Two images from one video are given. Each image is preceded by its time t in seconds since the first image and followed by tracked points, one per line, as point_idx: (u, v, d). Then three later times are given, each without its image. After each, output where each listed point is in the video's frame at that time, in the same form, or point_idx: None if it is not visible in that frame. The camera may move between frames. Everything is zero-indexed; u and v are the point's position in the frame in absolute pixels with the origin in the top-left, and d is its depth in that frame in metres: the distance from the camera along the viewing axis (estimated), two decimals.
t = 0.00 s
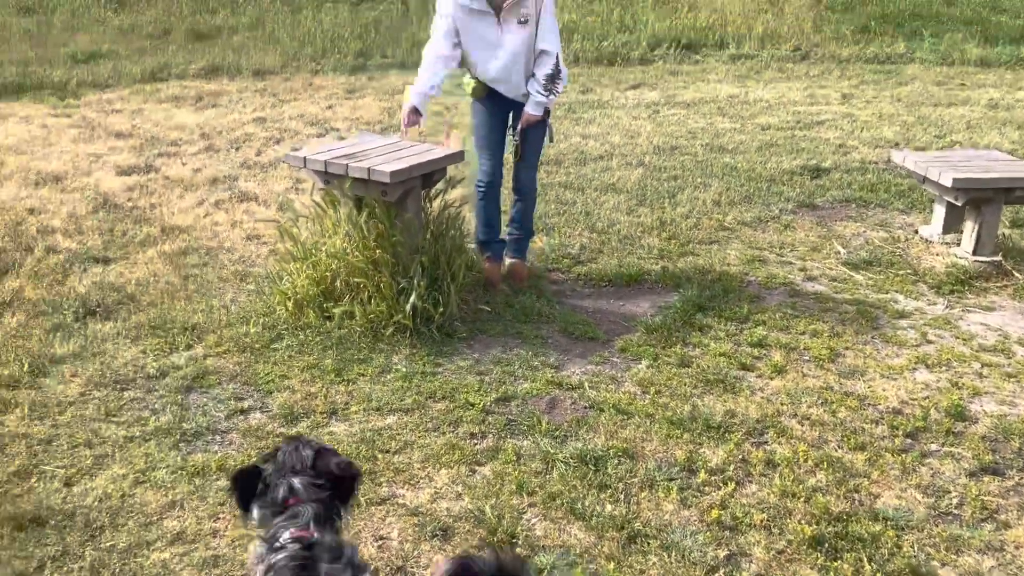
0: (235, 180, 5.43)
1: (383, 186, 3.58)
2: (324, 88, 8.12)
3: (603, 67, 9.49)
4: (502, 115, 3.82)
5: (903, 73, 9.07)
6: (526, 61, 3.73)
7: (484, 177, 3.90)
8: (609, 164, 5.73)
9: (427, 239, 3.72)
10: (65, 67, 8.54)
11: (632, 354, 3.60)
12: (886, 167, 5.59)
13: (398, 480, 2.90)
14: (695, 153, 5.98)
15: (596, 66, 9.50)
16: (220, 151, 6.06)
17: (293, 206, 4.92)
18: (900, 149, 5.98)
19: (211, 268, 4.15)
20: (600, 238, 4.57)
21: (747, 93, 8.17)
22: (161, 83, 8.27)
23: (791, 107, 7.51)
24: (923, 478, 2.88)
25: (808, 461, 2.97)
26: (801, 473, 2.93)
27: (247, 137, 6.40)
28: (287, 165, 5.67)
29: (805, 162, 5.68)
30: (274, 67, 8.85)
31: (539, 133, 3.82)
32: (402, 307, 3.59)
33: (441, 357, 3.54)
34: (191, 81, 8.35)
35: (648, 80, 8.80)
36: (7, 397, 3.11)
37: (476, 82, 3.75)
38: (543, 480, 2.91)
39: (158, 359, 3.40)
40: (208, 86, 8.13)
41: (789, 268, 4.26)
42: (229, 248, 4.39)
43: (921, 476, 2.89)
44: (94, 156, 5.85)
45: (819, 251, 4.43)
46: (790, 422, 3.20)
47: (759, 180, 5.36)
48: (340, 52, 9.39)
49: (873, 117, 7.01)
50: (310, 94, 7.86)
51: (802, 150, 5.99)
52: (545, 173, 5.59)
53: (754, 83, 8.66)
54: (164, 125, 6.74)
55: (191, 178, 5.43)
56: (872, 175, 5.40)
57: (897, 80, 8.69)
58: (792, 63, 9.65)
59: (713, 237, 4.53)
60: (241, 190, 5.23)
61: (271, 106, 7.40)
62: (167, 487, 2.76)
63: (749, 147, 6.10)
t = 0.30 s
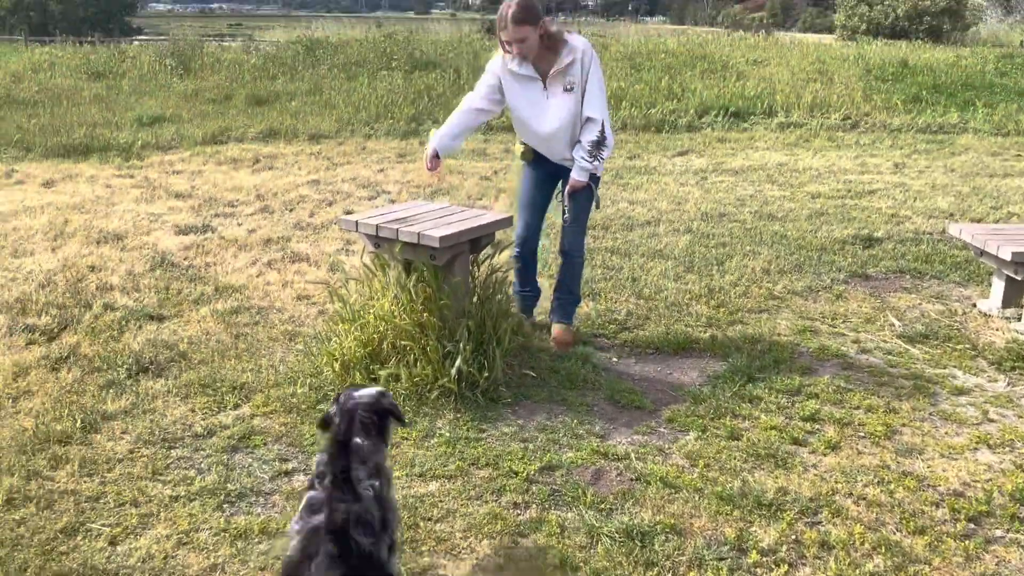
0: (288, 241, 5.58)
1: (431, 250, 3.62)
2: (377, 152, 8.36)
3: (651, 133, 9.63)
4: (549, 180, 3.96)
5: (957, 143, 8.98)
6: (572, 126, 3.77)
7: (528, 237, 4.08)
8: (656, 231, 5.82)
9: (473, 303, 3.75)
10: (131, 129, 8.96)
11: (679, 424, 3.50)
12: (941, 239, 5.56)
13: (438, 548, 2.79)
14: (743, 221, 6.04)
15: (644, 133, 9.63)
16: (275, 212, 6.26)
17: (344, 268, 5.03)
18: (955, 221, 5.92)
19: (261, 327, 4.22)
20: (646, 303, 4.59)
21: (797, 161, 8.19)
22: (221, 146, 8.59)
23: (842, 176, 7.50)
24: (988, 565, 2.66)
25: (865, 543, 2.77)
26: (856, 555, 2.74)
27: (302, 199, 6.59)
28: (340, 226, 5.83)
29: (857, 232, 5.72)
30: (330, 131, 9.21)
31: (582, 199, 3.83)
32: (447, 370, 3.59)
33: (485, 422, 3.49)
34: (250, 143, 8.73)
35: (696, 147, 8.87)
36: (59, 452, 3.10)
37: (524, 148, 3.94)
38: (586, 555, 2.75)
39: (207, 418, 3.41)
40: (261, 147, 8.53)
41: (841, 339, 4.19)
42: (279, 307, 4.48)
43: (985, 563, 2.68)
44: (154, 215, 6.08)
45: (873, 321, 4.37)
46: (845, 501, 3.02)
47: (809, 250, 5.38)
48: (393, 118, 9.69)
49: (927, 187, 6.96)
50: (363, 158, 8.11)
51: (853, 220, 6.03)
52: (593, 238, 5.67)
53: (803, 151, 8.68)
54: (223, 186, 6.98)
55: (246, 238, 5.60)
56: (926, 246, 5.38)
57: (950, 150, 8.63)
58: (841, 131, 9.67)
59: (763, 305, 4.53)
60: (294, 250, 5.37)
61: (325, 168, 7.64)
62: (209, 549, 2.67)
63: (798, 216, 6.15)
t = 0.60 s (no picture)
0: (315, 283, 5.63)
1: (457, 293, 3.59)
2: (405, 196, 8.45)
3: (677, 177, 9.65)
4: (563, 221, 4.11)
5: (989, 189, 8.87)
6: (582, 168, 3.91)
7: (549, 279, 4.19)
8: (683, 275, 5.84)
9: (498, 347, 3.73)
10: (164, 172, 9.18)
11: (708, 474, 3.37)
12: (976, 286, 5.49)
13: None
14: (772, 266, 6.03)
15: (671, 178, 9.63)
16: (303, 254, 6.33)
17: (370, 311, 5.05)
18: (990, 268, 5.84)
19: (287, 370, 4.23)
20: (673, 349, 4.56)
21: (826, 206, 8.15)
22: (251, 188, 8.74)
23: (873, 222, 7.45)
24: None
25: None
26: None
27: (329, 241, 6.66)
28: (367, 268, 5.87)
29: (889, 278, 5.68)
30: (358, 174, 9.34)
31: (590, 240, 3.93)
32: (471, 416, 3.56)
33: (509, 469, 3.40)
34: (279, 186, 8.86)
35: (724, 192, 8.85)
36: (82, 494, 3.06)
37: (538, 189, 4.11)
38: None
39: (230, 460, 3.37)
40: (290, 190, 8.65)
41: (874, 388, 4.11)
42: (305, 349, 4.50)
43: None
44: (184, 256, 6.17)
45: (906, 370, 4.29)
46: (881, 557, 2.83)
47: (841, 295, 5.34)
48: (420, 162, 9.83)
49: (959, 233, 6.89)
50: (391, 201, 8.20)
51: (885, 266, 5.98)
52: (619, 282, 5.67)
53: (832, 197, 8.63)
54: (252, 228, 7.09)
55: (273, 280, 5.66)
56: (959, 293, 5.32)
57: (983, 196, 8.55)
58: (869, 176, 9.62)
59: (793, 352, 4.48)
60: (321, 292, 5.41)
61: (353, 211, 7.73)
62: None
63: (828, 261, 6.13)
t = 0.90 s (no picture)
0: (330, 305, 5.68)
1: (471, 316, 3.58)
2: (420, 219, 8.50)
3: (691, 200, 9.65)
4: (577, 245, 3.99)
5: (1006, 213, 8.79)
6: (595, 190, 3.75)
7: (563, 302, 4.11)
8: (697, 298, 5.84)
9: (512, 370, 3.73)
10: (181, 194, 9.28)
11: (723, 499, 3.32)
12: (993, 310, 5.45)
13: None
14: (787, 289, 6.02)
15: (685, 201, 9.63)
16: (317, 276, 6.39)
17: (385, 333, 5.08)
18: (1009, 291, 5.79)
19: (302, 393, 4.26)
20: (687, 373, 4.55)
21: (841, 229, 8.13)
22: (267, 211, 8.82)
23: (888, 245, 7.42)
24: None
25: None
26: None
27: (344, 264, 6.71)
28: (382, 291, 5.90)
29: (905, 301, 5.65)
30: (372, 198, 9.42)
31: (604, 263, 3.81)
32: (485, 439, 3.55)
33: (523, 493, 3.37)
34: (295, 209, 8.94)
35: (738, 216, 8.84)
36: (98, 515, 3.06)
37: (552, 214, 3.98)
38: None
39: (244, 483, 3.38)
40: (306, 213, 8.73)
41: (892, 413, 4.07)
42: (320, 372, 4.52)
43: None
44: (200, 278, 6.23)
45: (924, 394, 4.25)
46: None
47: (856, 319, 5.31)
48: (434, 185, 9.89)
49: (975, 257, 6.84)
50: (405, 224, 8.26)
51: (902, 289, 5.96)
52: (634, 305, 5.68)
53: (847, 220, 8.60)
54: (268, 250, 7.15)
55: (289, 302, 5.71)
56: (976, 317, 5.28)
57: (1001, 219, 8.49)
58: (884, 200, 9.58)
59: (809, 376, 4.45)
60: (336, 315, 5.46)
61: (368, 234, 7.79)
62: None
63: (844, 284, 6.12)
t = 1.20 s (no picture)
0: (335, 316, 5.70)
1: (476, 327, 3.60)
2: (424, 230, 8.53)
3: (695, 212, 9.66)
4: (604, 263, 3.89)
5: (1011, 224, 8.78)
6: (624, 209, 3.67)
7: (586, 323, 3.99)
8: (702, 309, 5.85)
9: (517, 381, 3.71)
10: (187, 206, 9.32)
11: (729, 512, 3.30)
12: (999, 321, 5.44)
13: None
14: (792, 300, 6.01)
15: (689, 212, 9.65)
16: (322, 287, 6.41)
17: (389, 345, 5.11)
18: (1014, 302, 5.78)
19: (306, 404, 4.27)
20: (693, 384, 4.54)
21: (845, 240, 8.13)
22: (272, 223, 8.86)
23: (893, 256, 7.41)
24: None
25: None
26: None
27: (349, 275, 6.73)
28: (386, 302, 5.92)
29: (910, 312, 5.64)
30: (377, 209, 9.45)
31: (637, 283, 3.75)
32: (490, 451, 3.53)
33: (528, 505, 3.35)
34: (300, 221, 8.97)
35: (742, 227, 8.85)
36: (103, 527, 3.06)
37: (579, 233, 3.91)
38: None
39: (249, 494, 3.37)
40: (311, 224, 8.75)
41: (898, 424, 4.06)
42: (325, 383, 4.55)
43: None
44: (206, 290, 6.26)
45: (930, 406, 4.23)
46: None
47: (862, 330, 5.31)
48: (439, 197, 9.92)
49: (980, 268, 6.84)
50: (410, 235, 8.28)
51: (907, 300, 5.95)
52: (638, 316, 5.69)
53: (851, 231, 8.60)
54: (273, 262, 7.17)
55: (294, 313, 5.73)
56: (982, 328, 5.27)
57: (1005, 230, 8.48)
58: (889, 211, 9.57)
59: (814, 388, 4.44)
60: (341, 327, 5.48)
61: (373, 245, 7.81)
62: None
63: (849, 295, 6.11)
